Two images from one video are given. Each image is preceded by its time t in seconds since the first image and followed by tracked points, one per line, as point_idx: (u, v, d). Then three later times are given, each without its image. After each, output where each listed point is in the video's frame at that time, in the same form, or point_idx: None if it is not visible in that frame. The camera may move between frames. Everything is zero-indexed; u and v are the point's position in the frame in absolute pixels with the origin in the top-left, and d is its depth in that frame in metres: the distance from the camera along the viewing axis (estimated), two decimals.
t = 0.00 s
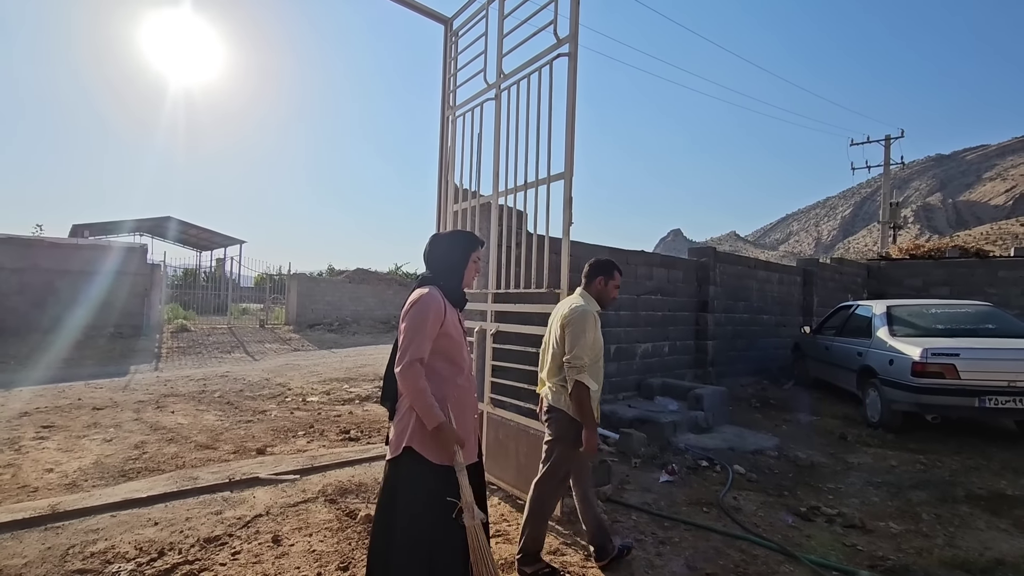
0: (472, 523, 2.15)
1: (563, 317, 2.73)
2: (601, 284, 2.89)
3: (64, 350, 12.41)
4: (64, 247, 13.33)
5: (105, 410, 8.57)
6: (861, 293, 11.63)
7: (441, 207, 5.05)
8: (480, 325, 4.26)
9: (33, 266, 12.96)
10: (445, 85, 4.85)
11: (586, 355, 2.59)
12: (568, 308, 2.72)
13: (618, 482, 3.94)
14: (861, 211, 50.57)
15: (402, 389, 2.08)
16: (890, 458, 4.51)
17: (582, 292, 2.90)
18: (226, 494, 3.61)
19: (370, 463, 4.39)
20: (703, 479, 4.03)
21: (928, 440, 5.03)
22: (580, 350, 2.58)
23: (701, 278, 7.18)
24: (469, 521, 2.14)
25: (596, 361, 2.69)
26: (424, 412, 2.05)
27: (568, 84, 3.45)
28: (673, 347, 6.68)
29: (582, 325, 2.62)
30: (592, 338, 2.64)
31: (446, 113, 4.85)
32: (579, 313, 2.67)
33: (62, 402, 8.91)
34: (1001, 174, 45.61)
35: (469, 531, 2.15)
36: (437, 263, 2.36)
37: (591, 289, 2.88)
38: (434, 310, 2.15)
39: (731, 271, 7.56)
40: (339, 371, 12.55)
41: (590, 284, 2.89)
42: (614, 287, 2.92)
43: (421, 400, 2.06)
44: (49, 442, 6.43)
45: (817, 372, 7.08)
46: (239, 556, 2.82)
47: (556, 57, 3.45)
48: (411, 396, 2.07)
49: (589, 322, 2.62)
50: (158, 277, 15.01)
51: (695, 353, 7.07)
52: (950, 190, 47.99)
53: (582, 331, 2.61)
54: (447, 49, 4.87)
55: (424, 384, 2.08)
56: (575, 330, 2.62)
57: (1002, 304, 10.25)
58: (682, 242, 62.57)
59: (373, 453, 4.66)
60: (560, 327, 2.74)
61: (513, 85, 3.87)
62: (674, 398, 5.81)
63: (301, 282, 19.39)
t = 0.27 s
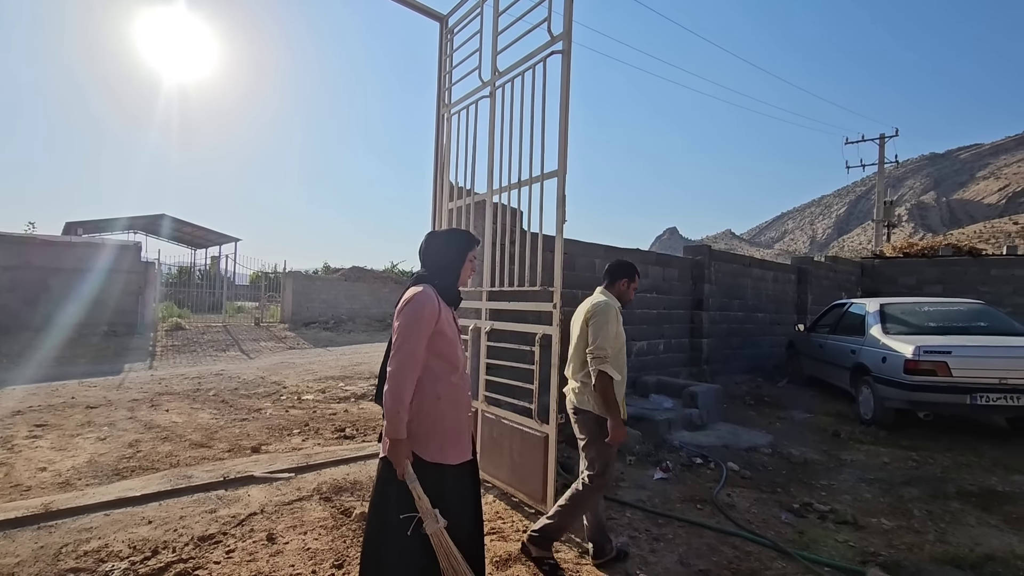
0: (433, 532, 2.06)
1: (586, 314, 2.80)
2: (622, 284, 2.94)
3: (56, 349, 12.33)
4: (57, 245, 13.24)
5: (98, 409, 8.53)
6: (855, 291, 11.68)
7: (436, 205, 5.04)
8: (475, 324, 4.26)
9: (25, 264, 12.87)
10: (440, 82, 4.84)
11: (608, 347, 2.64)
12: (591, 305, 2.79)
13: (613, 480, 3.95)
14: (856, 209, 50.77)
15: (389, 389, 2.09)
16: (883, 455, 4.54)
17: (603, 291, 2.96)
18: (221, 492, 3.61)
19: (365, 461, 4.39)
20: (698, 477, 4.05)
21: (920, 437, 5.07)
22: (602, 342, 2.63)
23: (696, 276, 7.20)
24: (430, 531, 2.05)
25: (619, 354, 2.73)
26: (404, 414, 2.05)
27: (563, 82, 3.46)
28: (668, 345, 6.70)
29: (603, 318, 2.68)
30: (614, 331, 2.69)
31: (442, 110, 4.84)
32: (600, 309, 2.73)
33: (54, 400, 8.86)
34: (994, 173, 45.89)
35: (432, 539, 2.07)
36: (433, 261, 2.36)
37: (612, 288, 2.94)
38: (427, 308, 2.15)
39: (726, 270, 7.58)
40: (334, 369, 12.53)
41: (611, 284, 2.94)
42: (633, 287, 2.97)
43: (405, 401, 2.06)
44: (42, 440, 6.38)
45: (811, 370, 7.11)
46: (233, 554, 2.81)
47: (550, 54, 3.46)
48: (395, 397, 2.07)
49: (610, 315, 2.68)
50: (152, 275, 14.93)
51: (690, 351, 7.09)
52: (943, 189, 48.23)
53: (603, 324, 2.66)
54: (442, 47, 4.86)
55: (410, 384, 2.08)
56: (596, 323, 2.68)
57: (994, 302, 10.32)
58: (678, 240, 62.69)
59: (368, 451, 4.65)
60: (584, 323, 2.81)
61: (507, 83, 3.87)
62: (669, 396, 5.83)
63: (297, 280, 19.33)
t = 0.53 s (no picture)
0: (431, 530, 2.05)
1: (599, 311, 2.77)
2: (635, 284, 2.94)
3: (47, 346, 12.24)
4: (47, 242, 13.16)
5: (90, 406, 8.48)
6: (847, 288, 11.77)
7: (429, 202, 5.04)
8: (468, 321, 4.26)
9: (15, 261, 12.77)
10: (433, 79, 4.84)
11: (624, 343, 2.61)
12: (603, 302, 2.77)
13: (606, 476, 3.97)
14: (848, 207, 51.11)
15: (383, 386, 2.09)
16: (873, 451, 4.58)
17: (614, 290, 2.95)
18: (213, 490, 3.60)
19: (359, 458, 4.39)
20: (690, 472, 4.08)
21: (909, 433, 5.12)
22: (617, 339, 2.61)
23: (689, 274, 7.23)
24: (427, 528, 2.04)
25: (634, 351, 2.70)
26: (399, 410, 2.06)
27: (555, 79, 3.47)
28: (661, 342, 6.73)
29: (618, 314, 2.65)
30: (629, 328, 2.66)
31: (435, 107, 4.83)
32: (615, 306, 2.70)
33: (45, 398, 8.80)
34: (984, 171, 46.35)
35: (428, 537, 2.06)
36: (424, 258, 2.36)
37: (623, 286, 2.93)
38: (419, 305, 2.15)
39: (719, 267, 7.62)
40: (328, 367, 12.51)
41: (624, 284, 2.94)
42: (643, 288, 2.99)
43: (399, 399, 2.07)
44: (32, 439, 6.35)
45: (802, 366, 7.16)
46: (226, 551, 2.81)
47: (542, 51, 3.46)
48: (389, 394, 2.07)
49: (625, 311, 2.65)
50: (143, 272, 14.85)
51: (683, 348, 7.13)
52: (934, 187, 48.59)
53: (619, 321, 2.64)
54: (435, 43, 4.85)
55: (404, 381, 2.09)
56: (611, 320, 2.66)
57: (983, 299, 10.42)
58: (672, 238, 62.92)
59: (362, 448, 4.65)
60: (597, 321, 2.78)
61: (500, 79, 3.87)
62: (662, 393, 5.86)
63: (290, 277, 19.26)
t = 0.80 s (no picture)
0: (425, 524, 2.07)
1: (617, 312, 2.77)
2: (644, 278, 2.96)
3: (33, 344, 12.12)
4: (33, 238, 13.04)
5: (78, 405, 8.40)
6: (836, 285, 11.88)
7: (421, 199, 5.04)
8: (460, 317, 4.26)
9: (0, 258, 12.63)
10: (425, 75, 4.83)
11: (642, 346, 2.63)
12: (621, 302, 2.77)
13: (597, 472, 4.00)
14: (838, 205, 51.51)
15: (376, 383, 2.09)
16: (860, 445, 4.64)
17: (627, 288, 2.97)
18: (205, 487, 3.59)
19: (351, 455, 4.39)
20: (680, 467, 4.12)
21: (896, 428, 5.19)
22: (637, 342, 2.62)
23: (681, 271, 7.27)
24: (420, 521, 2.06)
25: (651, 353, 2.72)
26: (392, 407, 2.06)
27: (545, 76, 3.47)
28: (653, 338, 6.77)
29: (640, 317, 2.65)
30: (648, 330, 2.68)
31: (427, 103, 4.83)
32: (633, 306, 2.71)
33: (32, 396, 8.72)
34: (971, 169, 46.87)
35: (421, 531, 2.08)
36: (416, 255, 2.36)
37: (635, 285, 2.94)
38: (411, 302, 2.15)
39: (710, 264, 7.67)
40: (320, 364, 12.48)
41: (636, 280, 2.95)
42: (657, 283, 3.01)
43: (392, 396, 2.07)
44: (20, 437, 6.29)
45: (792, 362, 7.23)
46: (218, 549, 2.81)
47: (534, 47, 3.46)
48: (382, 391, 2.08)
49: (646, 314, 2.66)
50: (132, 269, 14.73)
51: (675, 345, 7.17)
52: (923, 185, 49.06)
53: (639, 323, 2.64)
54: (427, 39, 4.84)
55: (397, 378, 2.09)
56: (631, 322, 2.66)
57: (969, 296, 10.56)
58: (664, 235, 63.19)
59: (354, 445, 4.65)
60: (614, 321, 2.77)
61: (491, 75, 3.87)
62: (654, 389, 5.91)
63: (281, 274, 19.16)
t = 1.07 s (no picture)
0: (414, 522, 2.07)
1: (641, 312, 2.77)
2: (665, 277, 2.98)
3: (19, 340, 11.98)
4: (17, 233, 12.88)
5: (65, 402, 8.32)
6: (824, 282, 12.00)
7: (413, 195, 5.03)
8: (452, 313, 4.27)
9: None
10: (417, 70, 4.82)
11: (667, 346, 2.62)
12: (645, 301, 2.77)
13: (588, 466, 4.03)
14: (826, 202, 51.93)
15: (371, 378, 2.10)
16: (847, 439, 4.71)
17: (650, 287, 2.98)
18: (196, 484, 3.57)
19: (343, 451, 4.39)
20: (671, 462, 4.16)
21: (882, 422, 5.27)
22: (661, 342, 2.62)
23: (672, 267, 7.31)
24: (410, 519, 2.06)
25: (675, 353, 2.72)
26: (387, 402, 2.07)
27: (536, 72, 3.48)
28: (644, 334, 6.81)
29: (663, 318, 2.64)
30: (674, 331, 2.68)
31: (419, 99, 4.81)
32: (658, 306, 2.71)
33: (18, 393, 8.63)
34: (957, 167, 47.43)
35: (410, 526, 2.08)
36: (412, 252, 2.37)
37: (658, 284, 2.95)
38: (406, 298, 2.16)
39: (701, 261, 7.72)
40: (311, 360, 12.43)
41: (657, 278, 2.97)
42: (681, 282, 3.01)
43: (386, 391, 2.08)
44: (6, 435, 6.22)
45: (781, 358, 7.30)
46: (209, 545, 2.80)
47: (525, 43, 3.46)
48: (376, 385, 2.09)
49: (670, 314, 2.66)
50: (119, 264, 14.59)
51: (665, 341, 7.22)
52: (910, 183, 49.59)
53: (663, 324, 2.64)
54: (419, 34, 4.83)
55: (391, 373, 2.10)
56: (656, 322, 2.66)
57: (954, 292, 10.71)
58: (655, 232, 63.44)
59: (346, 442, 4.65)
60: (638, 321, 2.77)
61: (483, 71, 3.87)
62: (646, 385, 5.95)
63: (271, 270, 19.04)
